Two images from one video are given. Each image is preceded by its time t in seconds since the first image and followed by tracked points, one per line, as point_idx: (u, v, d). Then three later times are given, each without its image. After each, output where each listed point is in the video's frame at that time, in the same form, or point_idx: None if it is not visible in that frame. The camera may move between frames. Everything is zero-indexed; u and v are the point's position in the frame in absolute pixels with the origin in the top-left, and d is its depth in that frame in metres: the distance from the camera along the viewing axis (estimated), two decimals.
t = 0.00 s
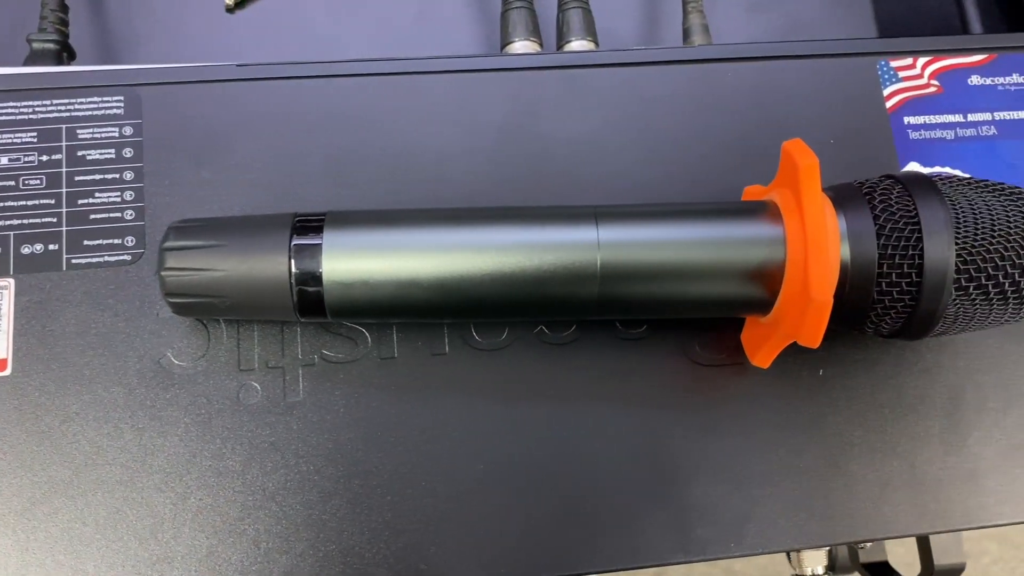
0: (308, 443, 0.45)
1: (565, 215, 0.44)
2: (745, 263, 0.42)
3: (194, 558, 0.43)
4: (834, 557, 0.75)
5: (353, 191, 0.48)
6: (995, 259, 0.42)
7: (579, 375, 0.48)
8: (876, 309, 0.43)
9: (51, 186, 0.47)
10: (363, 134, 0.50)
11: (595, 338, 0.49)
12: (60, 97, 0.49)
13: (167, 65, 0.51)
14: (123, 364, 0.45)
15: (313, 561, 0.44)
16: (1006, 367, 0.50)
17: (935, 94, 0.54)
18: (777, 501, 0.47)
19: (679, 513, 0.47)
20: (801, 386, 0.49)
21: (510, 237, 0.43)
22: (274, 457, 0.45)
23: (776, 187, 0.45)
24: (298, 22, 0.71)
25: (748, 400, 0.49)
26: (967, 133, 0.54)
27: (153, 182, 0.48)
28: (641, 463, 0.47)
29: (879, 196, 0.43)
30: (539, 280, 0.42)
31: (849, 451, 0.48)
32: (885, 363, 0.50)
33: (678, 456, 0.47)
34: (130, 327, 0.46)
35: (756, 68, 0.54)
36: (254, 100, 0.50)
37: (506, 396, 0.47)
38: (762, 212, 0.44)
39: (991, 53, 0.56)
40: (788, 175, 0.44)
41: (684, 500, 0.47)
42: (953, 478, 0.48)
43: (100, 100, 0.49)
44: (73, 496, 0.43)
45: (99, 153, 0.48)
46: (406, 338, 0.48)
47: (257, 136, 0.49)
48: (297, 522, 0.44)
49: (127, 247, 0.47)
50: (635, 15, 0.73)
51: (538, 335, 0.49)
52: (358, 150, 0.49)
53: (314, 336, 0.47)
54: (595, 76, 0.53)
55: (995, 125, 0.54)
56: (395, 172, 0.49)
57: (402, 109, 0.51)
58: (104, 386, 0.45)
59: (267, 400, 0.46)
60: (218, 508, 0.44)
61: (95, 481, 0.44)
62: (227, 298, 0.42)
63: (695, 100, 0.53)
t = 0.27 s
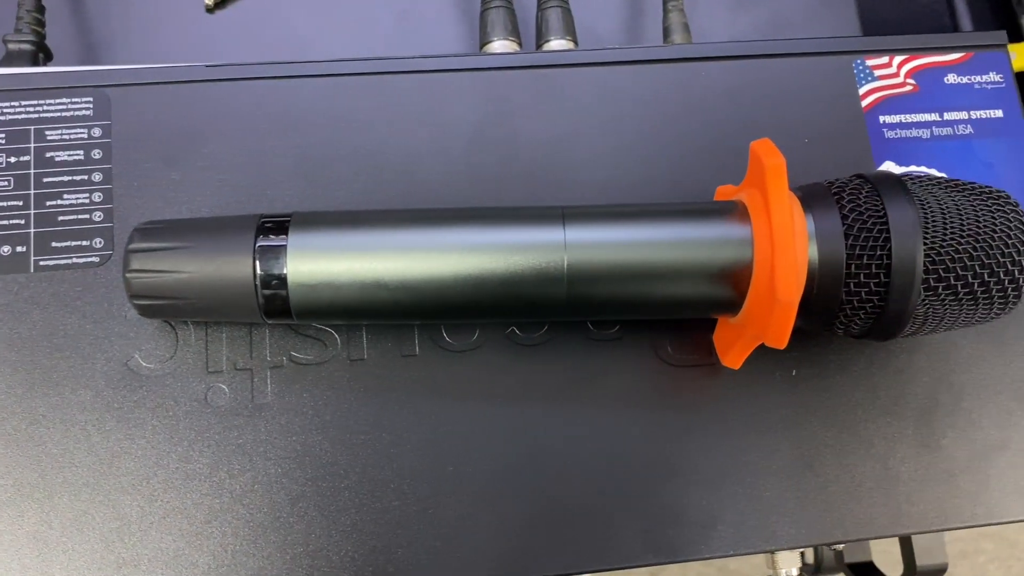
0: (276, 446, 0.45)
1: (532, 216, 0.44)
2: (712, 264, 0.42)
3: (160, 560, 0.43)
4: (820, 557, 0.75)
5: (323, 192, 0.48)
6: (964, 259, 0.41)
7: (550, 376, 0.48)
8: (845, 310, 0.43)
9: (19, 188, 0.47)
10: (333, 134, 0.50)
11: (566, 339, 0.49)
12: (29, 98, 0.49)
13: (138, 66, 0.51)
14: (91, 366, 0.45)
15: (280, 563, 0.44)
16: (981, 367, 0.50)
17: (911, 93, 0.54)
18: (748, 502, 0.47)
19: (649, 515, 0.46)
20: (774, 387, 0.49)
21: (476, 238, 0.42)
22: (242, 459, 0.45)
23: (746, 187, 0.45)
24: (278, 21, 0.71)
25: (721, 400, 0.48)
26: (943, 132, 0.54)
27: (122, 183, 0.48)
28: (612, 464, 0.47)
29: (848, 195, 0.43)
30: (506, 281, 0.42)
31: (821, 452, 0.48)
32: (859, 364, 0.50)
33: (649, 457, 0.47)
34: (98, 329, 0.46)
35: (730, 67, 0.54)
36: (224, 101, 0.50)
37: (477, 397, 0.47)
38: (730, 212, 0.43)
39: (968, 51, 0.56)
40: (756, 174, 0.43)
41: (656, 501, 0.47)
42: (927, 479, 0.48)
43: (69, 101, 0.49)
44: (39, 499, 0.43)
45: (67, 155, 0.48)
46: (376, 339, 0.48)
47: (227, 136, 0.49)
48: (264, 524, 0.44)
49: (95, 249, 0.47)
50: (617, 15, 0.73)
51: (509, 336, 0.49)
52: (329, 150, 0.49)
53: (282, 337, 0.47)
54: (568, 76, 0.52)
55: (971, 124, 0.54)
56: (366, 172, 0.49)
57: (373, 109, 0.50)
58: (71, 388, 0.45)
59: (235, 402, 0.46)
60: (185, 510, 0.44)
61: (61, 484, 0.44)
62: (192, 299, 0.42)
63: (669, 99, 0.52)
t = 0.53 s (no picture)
0: (250, 446, 0.45)
1: (505, 216, 0.44)
2: (684, 264, 0.42)
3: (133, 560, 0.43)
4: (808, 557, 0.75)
5: (299, 193, 0.48)
6: (937, 260, 0.41)
7: (526, 376, 0.48)
8: (818, 311, 0.43)
9: None
10: (310, 135, 0.50)
11: (542, 339, 0.49)
12: (5, 99, 0.49)
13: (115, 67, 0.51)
14: (65, 366, 0.45)
15: (253, 563, 0.44)
16: (958, 367, 0.50)
17: (890, 93, 0.54)
18: (723, 502, 0.47)
19: (624, 514, 0.46)
20: (751, 387, 0.49)
21: (448, 239, 0.42)
22: (216, 460, 0.45)
23: (719, 187, 0.45)
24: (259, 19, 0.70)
25: (697, 400, 0.48)
26: (922, 131, 0.54)
27: (98, 184, 0.48)
28: (587, 464, 0.47)
29: (820, 195, 0.43)
30: (477, 282, 0.42)
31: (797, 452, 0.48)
32: (836, 363, 0.50)
33: (624, 458, 0.47)
34: (73, 329, 0.46)
35: (708, 67, 0.54)
36: (201, 101, 0.50)
37: (452, 397, 0.47)
38: (702, 213, 0.43)
39: (948, 51, 0.56)
40: (728, 174, 0.43)
41: (631, 501, 0.47)
42: (903, 479, 0.48)
43: (45, 102, 0.49)
44: (13, 499, 0.44)
45: (43, 156, 0.48)
46: (351, 340, 0.48)
47: (203, 137, 0.49)
48: (237, 525, 0.44)
49: (70, 250, 0.47)
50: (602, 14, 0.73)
51: (485, 336, 0.49)
52: (305, 151, 0.49)
53: (256, 338, 0.47)
54: (545, 76, 0.52)
55: (950, 124, 0.54)
56: (342, 173, 0.49)
57: (350, 109, 0.50)
58: (45, 389, 0.45)
59: (210, 403, 0.46)
60: (158, 510, 0.44)
61: (35, 484, 0.44)
62: (164, 300, 0.42)
63: (647, 99, 0.52)
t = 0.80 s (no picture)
0: (224, 447, 0.45)
1: (477, 218, 0.43)
2: (655, 265, 0.42)
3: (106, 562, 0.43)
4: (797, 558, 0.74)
5: (274, 195, 0.48)
6: (908, 261, 0.41)
7: (500, 378, 0.48)
8: (790, 312, 0.43)
9: None
10: (286, 137, 0.50)
11: (518, 341, 0.49)
12: None
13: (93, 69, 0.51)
14: (40, 368, 0.46)
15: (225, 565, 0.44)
16: (935, 368, 0.50)
17: (869, 93, 0.54)
18: (698, 504, 0.47)
19: (598, 516, 0.46)
20: (727, 388, 0.49)
21: (419, 240, 0.42)
22: (189, 461, 0.45)
23: (692, 189, 0.45)
24: (243, 19, 0.69)
25: (673, 402, 0.48)
26: (902, 132, 0.53)
27: (74, 187, 0.48)
28: (561, 466, 0.47)
29: (792, 197, 0.43)
30: (448, 284, 0.42)
31: (773, 454, 0.48)
32: (813, 365, 0.50)
33: (599, 459, 0.47)
34: (48, 331, 0.46)
35: (685, 67, 0.53)
36: (177, 104, 0.50)
37: (426, 399, 0.47)
38: (674, 214, 0.43)
39: (928, 51, 0.56)
40: (700, 176, 0.43)
41: (606, 503, 0.47)
42: (879, 481, 0.48)
43: (22, 105, 0.49)
44: None
45: (20, 158, 0.48)
46: (326, 341, 0.48)
47: (179, 140, 0.49)
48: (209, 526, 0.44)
49: (46, 253, 0.47)
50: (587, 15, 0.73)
51: (461, 338, 0.49)
52: (281, 153, 0.49)
53: (230, 340, 0.47)
54: (522, 77, 0.52)
55: (929, 124, 0.54)
56: (318, 175, 0.49)
57: (326, 111, 0.51)
58: (21, 390, 0.45)
59: (183, 404, 0.46)
60: (131, 512, 0.44)
61: (10, 485, 0.44)
62: (136, 302, 0.42)
63: (624, 101, 0.52)
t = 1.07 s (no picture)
0: (201, 447, 0.45)
1: (453, 218, 0.43)
2: (630, 265, 0.42)
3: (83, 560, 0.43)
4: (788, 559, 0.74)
5: (253, 195, 0.48)
6: (885, 260, 0.41)
7: (479, 378, 0.48)
8: (767, 312, 0.43)
9: None
10: (266, 137, 0.50)
11: (497, 341, 0.49)
12: None
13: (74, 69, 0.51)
14: (20, 368, 0.46)
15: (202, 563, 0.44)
16: (918, 369, 0.50)
17: (853, 92, 0.54)
18: (676, 504, 0.47)
19: (575, 516, 0.46)
20: (706, 388, 0.49)
21: (394, 240, 0.42)
22: (166, 461, 0.45)
23: (670, 189, 0.45)
24: (228, 18, 0.66)
25: (652, 402, 0.48)
26: (885, 131, 0.53)
27: (53, 187, 0.48)
28: (539, 466, 0.47)
29: (769, 196, 0.43)
30: (423, 284, 0.42)
31: (752, 454, 0.48)
32: (794, 365, 0.49)
33: (577, 459, 0.47)
34: (28, 332, 0.46)
35: (667, 67, 0.53)
36: (157, 104, 0.50)
37: (404, 399, 0.47)
38: (651, 214, 0.43)
39: (912, 50, 0.56)
40: (676, 175, 0.43)
41: (584, 503, 0.46)
42: (860, 481, 0.48)
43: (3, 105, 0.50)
44: None
45: None
46: (304, 341, 0.48)
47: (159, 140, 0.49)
48: (187, 524, 0.44)
49: (25, 252, 0.47)
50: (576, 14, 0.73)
51: (440, 338, 0.49)
52: (260, 153, 0.49)
53: (208, 340, 0.47)
54: (503, 77, 0.52)
55: (913, 124, 0.53)
56: (297, 175, 0.49)
57: (306, 111, 0.51)
58: None
59: (161, 404, 0.46)
60: (108, 511, 0.44)
61: None
62: (111, 303, 0.43)
63: (606, 100, 0.52)
